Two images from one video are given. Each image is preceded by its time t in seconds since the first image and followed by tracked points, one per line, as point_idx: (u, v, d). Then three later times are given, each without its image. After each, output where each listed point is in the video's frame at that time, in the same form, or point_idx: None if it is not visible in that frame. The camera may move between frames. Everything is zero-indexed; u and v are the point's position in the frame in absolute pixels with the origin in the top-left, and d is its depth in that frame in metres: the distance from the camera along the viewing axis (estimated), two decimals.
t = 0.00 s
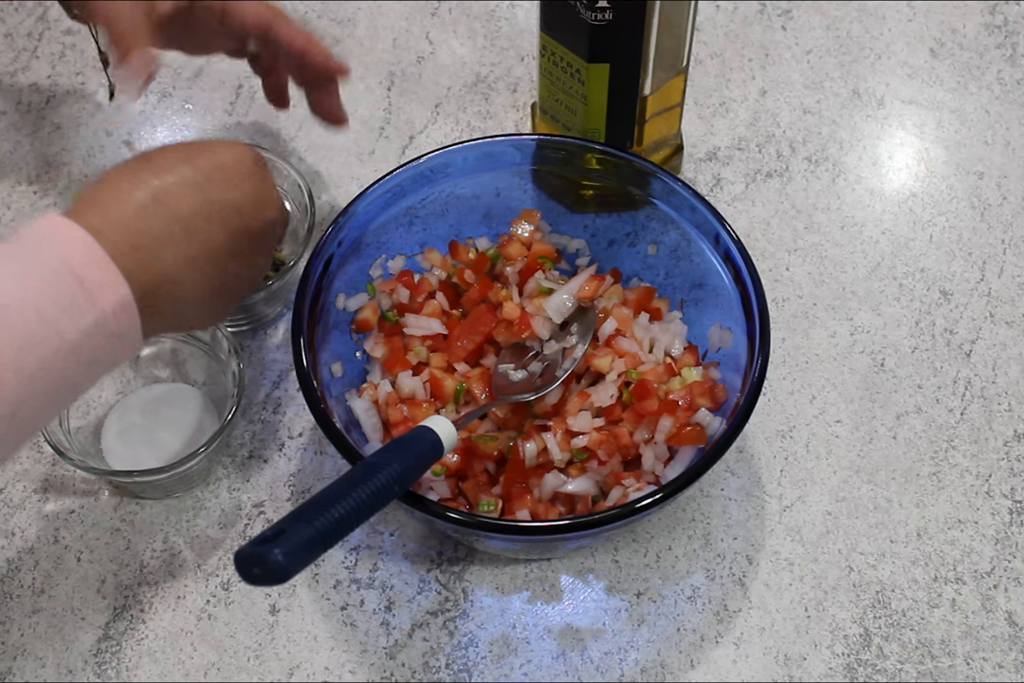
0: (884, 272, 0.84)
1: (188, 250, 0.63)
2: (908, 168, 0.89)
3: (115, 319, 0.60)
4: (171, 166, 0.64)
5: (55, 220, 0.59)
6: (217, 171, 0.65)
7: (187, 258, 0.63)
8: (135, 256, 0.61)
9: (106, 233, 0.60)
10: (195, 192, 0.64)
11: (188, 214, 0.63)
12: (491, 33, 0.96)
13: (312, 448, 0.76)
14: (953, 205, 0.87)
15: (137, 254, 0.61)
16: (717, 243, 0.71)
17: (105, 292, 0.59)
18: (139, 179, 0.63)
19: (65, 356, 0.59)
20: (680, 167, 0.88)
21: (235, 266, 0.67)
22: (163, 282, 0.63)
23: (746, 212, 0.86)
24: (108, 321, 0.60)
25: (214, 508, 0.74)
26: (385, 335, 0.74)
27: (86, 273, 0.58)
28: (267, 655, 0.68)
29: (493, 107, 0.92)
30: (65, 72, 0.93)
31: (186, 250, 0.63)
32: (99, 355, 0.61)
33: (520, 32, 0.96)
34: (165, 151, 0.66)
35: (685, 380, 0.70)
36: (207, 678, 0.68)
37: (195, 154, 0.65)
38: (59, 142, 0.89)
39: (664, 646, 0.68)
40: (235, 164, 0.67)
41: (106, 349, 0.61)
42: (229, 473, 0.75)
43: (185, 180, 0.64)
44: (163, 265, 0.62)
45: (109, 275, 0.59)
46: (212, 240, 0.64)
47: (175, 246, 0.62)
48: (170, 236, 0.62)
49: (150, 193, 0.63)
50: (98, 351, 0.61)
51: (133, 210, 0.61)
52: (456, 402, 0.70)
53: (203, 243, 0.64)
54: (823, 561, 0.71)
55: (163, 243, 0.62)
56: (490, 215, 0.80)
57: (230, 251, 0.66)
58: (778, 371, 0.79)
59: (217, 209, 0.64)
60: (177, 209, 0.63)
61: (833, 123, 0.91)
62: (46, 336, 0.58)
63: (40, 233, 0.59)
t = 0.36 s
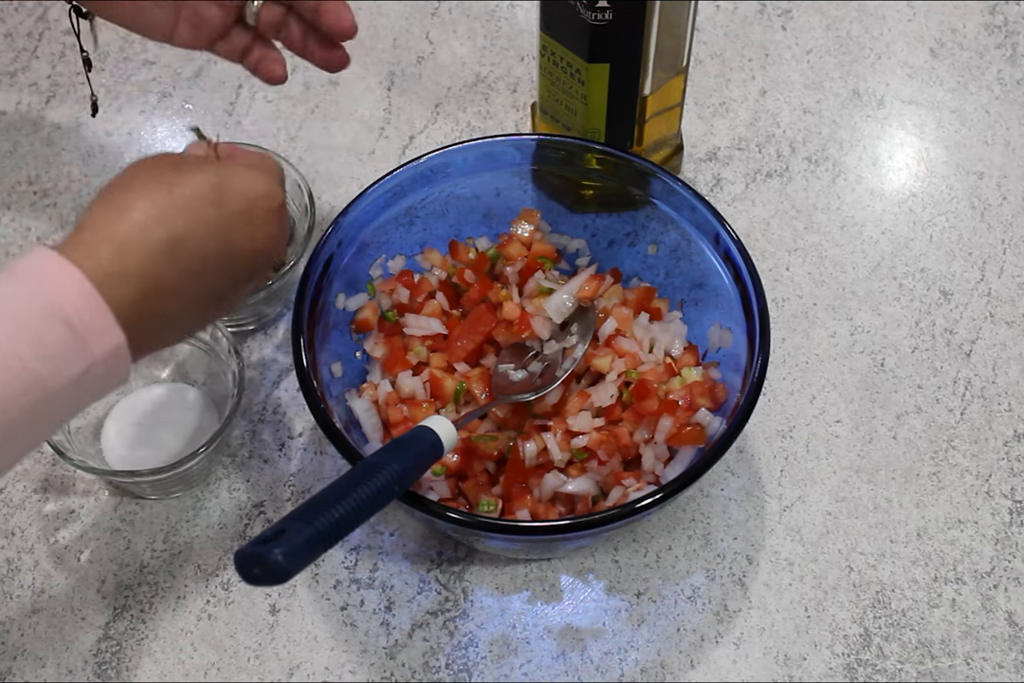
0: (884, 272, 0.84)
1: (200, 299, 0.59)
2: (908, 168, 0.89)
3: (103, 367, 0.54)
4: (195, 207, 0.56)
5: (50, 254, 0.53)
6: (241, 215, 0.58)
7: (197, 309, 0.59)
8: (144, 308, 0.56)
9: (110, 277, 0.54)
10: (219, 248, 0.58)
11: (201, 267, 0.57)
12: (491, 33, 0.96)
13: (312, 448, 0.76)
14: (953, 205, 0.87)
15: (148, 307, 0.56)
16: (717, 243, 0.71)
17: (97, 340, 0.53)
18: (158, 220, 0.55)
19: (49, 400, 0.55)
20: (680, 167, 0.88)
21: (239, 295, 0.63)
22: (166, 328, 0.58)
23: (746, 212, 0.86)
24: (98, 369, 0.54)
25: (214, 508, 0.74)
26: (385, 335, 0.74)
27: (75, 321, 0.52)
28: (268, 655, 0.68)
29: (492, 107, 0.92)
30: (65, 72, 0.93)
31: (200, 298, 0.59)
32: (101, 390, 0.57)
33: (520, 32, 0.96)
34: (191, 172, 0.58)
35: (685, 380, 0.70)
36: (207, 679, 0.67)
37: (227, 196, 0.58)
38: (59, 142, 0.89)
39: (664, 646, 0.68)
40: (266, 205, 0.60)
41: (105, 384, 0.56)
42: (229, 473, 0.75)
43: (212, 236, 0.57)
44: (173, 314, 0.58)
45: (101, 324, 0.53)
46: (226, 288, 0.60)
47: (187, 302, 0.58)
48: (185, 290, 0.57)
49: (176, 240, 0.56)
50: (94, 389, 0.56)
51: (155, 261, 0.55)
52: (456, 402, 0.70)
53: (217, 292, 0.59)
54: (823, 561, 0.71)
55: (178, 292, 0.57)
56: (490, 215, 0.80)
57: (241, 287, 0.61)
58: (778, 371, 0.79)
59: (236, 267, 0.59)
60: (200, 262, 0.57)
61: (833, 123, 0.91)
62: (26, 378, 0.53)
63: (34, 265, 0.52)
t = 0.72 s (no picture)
0: (884, 272, 0.84)
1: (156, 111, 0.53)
2: (908, 168, 0.89)
3: (60, 201, 0.55)
4: (132, 60, 0.50)
5: None
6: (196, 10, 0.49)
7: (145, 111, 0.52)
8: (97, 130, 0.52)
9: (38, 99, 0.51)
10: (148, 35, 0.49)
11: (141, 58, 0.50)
12: (492, 33, 0.96)
13: (312, 448, 0.76)
14: (953, 205, 0.87)
15: (107, 136, 0.53)
16: (717, 243, 0.71)
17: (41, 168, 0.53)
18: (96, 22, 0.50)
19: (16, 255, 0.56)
20: (680, 167, 0.88)
21: (236, 122, 0.59)
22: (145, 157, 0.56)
23: (746, 212, 0.86)
24: (52, 203, 0.54)
25: (213, 508, 0.74)
26: (385, 335, 0.74)
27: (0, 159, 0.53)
28: (267, 656, 0.68)
29: (492, 107, 0.92)
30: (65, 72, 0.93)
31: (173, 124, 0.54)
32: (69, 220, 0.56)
33: (520, 32, 0.96)
34: None
35: (685, 380, 0.70)
36: (206, 678, 0.67)
37: (157, 48, 0.50)
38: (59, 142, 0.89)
39: (663, 646, 0.68)
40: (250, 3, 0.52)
41: (82, 219, 0.57)
42: (229, 473, 0.75)
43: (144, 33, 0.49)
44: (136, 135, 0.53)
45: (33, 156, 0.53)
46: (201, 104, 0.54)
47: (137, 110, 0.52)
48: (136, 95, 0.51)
49: (110, 94, 0.51)
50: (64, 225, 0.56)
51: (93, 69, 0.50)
52: (456, 402, 0.70)
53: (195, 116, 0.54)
54: (823, 561, 0.71)
55: (142, 125, 0.53)
56: (490, 215, 0.80)
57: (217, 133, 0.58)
58: (778, 371, 0.79)
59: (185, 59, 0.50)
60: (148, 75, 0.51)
61: (833, 123, 0.91)
62: None
63: None
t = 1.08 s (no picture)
0: (884, 272, 0.84)
1: (167, 84, 0.47)
2: (908, 168, 0.89)
3: (47, 204, 0.49)
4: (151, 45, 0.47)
5: None
6: None
7: (159, 91, 0.47)
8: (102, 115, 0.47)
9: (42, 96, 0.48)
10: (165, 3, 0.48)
11: (153, 32, 0.47)
12: (491, 33, 0.96)
13: (312, 448, 0.76)
14: (953, 205, 0.87)
15: (107, 122, 0.47)
16: (717, 243, 0.71)
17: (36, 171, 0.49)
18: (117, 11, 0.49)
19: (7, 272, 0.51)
20: (680, 167, 0.88)
21: (273, 139, 0.51)
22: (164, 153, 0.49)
23: (746, 212, 0.86)
24: (41, 207, 0.49)
25: (214, 508, 0.74)
26: (385, 336, 0.74)
27: None
28: (268, 656, 0.68)
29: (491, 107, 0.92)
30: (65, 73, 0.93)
31: (187, 101, 0.48)
32: (61, 235, 0.50)
33: (520, 32, 0.96)
34: None
35: (685, 380, 0.70)
36: (207, 678, 0.67)
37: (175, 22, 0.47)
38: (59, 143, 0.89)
39: (664, 646, 0.68)
40: None
41: (86, 231, 0.51)
42: (229, 473, 0.75)
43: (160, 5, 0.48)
44: (148, 120, 0.48)
45: (22, 155, 0.48)
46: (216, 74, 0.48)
47: (147, 89, 0.47)
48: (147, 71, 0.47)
49: (120, 82, 0.47)
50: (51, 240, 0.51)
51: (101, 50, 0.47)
52: (456, 402, 0.70)
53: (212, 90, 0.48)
54: (823, 561, 0.71)
55: (150, 112, 0.48)
56: (490, 215, 0.80)
57: (253, 162, 0.51)
58: (778, 371, 0.79)
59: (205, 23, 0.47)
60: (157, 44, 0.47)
61: (833, 123, 0.91)
62: None
63: None
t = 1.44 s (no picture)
0: (884, 272, 0.84)
1: (287, 132, 0.44)
2: (908, 168, 0.89)
3: (146, 250, 0.44)
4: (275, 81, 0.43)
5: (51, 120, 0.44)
6: (344, 22, 0.44)
7: (279, 140, 0.44)
8: (211, 163, 0.43)
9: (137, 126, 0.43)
10: (290, 40, 0.43)
11: (276, 70, 0.43)
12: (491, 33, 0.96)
13: (313, 448, 0.76)
14: (953, 205, 0.87)
15: (218, 162, 0.43)
16: (717, 243, 0.71)
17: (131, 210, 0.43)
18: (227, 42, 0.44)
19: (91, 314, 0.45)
20: (680, 167, 0.88)
21: (391, 185, 0.48)
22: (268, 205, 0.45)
23: (746, 212, 0.86)
24: (137, 251, 0.44)
25: (214, 508, 0.74)
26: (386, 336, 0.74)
27: (77, 200, 0.43)
28: (268, 656, 0.68)
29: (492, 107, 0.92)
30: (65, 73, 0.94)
31: (306, 150, 0.44)
32: (154, 280, 0.45)
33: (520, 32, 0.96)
34: None
35: (685, 380, 0.70)
36: (207, 679, 0.67)
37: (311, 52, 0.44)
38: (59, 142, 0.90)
39: (664, 646, 0.68)
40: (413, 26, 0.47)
41: (179, 279, 0.46)
42: (229, 473, 0.75)
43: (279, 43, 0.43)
44: (262, 166, 0.44)
45: (121, 194, 0.43)
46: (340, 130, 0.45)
47: (264, 139, 0.43)
48: (267, 121, 0.43)
49: (235, 118, 0.43)
50: (144, 286, 0.45)
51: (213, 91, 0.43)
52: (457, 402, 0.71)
53: (334, 146, 0.45)
54: (823, 561, 0.71)
55: (268, 151, 0.43)
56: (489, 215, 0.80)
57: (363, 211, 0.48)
58: (778, 371, 0.79)
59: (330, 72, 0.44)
60: (280, 91, 0.43)
61: (833, 123, 0.91)
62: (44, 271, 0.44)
63: (27, 142, 0.44)
